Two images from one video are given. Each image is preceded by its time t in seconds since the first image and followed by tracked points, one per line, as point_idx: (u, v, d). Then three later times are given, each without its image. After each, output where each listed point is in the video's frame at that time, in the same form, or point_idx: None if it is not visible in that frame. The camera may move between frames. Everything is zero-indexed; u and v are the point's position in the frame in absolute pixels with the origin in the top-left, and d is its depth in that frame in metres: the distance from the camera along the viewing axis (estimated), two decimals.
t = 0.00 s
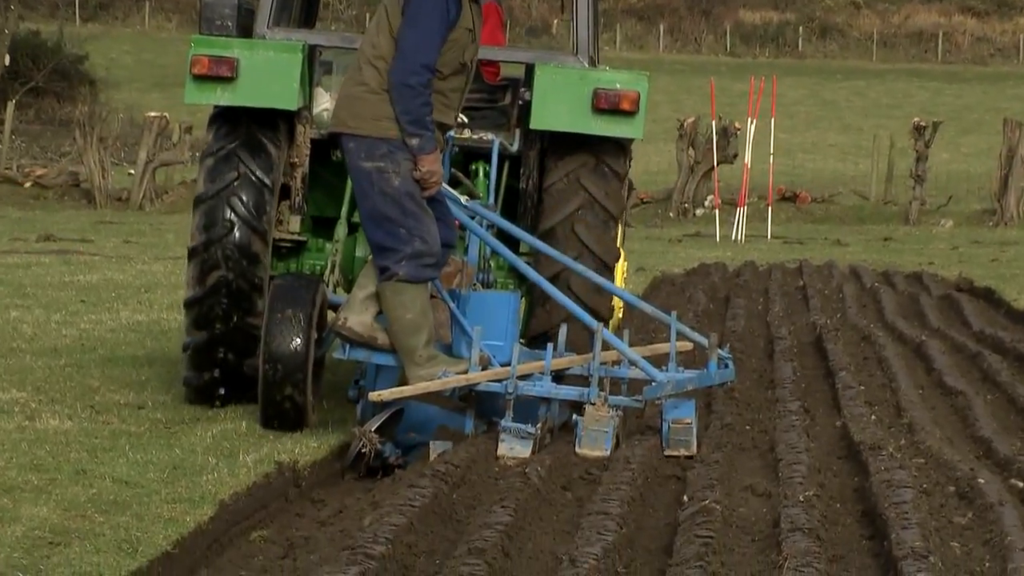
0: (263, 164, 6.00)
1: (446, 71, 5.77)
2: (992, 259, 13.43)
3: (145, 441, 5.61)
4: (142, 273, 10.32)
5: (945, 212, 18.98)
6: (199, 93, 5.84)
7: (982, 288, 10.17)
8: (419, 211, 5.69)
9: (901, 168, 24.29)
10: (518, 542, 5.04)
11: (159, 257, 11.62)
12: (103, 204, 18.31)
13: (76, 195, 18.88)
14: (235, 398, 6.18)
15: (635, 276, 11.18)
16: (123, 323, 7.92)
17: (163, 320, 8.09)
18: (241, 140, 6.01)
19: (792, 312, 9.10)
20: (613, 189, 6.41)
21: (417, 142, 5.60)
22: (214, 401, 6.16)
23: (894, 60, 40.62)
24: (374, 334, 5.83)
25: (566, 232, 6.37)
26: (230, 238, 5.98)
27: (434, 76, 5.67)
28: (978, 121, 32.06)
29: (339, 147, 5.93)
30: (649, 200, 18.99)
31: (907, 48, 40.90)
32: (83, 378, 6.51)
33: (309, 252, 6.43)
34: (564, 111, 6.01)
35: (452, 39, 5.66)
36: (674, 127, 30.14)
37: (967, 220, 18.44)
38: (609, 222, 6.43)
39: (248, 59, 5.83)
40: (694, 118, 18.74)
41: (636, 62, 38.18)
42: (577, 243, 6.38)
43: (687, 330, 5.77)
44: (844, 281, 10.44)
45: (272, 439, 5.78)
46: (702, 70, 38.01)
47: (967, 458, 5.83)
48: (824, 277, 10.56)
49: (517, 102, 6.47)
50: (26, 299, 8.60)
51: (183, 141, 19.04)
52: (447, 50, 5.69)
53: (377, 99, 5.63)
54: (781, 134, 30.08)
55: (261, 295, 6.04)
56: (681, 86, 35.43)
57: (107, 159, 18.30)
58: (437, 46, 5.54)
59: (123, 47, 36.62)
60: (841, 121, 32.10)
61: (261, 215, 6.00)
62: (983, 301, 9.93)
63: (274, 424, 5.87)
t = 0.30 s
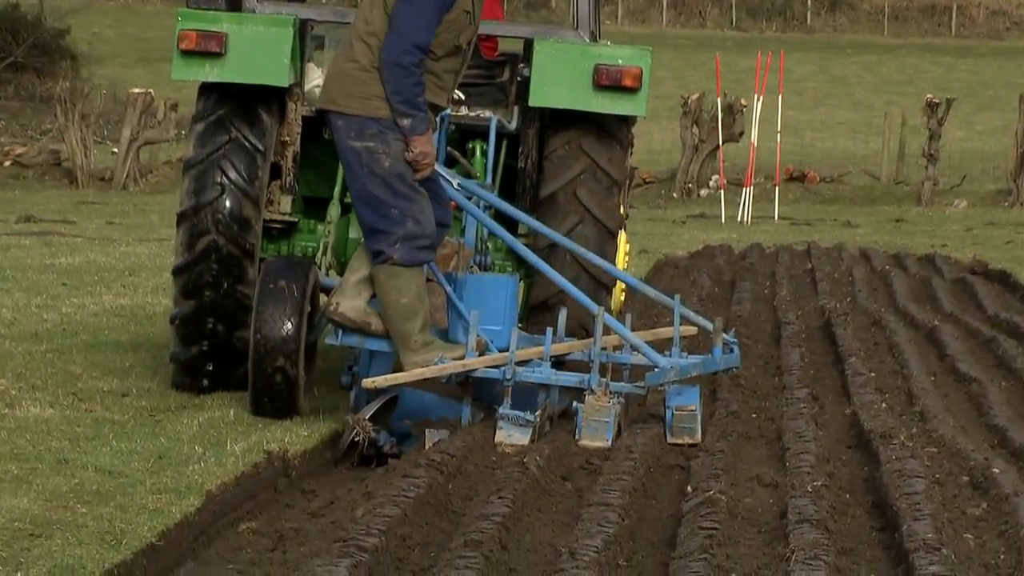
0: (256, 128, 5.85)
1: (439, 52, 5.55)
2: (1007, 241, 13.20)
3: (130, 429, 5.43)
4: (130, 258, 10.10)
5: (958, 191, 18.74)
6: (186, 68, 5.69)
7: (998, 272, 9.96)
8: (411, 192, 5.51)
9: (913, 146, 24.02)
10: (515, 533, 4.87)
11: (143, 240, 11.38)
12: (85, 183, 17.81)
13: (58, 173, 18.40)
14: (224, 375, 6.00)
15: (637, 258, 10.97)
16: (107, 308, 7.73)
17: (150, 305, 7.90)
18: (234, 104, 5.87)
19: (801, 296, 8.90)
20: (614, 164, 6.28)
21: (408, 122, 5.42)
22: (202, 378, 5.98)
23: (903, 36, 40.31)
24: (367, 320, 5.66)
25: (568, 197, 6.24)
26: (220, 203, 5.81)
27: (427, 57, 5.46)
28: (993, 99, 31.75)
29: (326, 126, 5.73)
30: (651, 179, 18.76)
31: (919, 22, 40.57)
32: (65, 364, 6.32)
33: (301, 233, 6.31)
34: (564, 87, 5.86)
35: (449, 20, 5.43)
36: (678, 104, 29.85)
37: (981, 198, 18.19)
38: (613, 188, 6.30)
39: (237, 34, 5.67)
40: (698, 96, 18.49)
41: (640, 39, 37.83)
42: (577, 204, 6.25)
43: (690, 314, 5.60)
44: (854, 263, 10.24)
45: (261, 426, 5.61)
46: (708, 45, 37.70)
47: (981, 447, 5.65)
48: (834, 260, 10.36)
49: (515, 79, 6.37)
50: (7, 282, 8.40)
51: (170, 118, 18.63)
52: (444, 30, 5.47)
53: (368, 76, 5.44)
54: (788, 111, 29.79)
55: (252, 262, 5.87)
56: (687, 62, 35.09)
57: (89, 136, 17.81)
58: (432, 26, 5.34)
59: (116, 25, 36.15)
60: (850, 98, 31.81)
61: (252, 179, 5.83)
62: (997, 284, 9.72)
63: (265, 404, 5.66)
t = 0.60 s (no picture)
0: (249, 93, 5.67)
1: (438, 37, 5.34)
2: None
3: (113, 418, 5.24)
4: (118, 241, 9.87)
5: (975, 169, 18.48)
6: (174, 44, 5.52)
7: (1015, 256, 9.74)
8: (409, 172, 5.31)
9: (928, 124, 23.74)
10: (513, 526, 4.69)
11: (125, 223, 11.14)
12: (66, 163, 17.42)
13: (36, 153, 17.89)
14: (213, 349, 5.81)
15: (640, 241, 10.74)
16: (89, 293, 7.54)
17: (136, 291, 7.71)
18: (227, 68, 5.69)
19: (810, 280, 8.69)
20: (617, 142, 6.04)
21: (409, 104, 5.21)
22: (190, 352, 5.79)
23: (916, 11, 39.98)
24: (362, 306, 5.46)
25: (570, 160, 5.97)
26: (210, 166, 5.63)
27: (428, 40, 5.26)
28: (1010, 75, 31.43)
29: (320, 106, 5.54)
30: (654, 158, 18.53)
31: None
32: (45, 352, 6.13)
33: (293, 215, 6.07)
34: (564, 62, 5.67)
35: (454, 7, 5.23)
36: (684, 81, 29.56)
37: (998, 176, 17.93)
38: (618, 154, 6.05)
39: (225, 8, 5.49)
40: (703, 73, 18.22)
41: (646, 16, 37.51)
42: (580, 167, 5.97)
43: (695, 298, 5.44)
44: (865, 247, 10.02)
45: (250, 414, 5.42)
46: (716, 20, 37.38)
47: (998, 437, 5.46)
48: (845, 243, 10.14)
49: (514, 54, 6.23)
50: None
51: (151, 95, 18.19)
52: (446, 16, 5.26)
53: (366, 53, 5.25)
54: (798, 88, 29.50)
55: (243, 228, 5.68)
56: (694, 34, 34.78)
57: (71, 114, 17.42)
58: (436, 8, 5.14)
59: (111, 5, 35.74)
60: (863, 74, 31.50)
61: (244, 141, 5.64)
62: (1014, 268, 9.51)
63: (255, 377, 5.43)
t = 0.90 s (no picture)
0: (242, 58, 5.55)
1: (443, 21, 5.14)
2: None
3: (96, 408, 5.07)
4: (109, 224, 9.70)
5: (989, 149, 18.24)
6: (161, 18, 5.38)
7: None
8: (404, 153, 5.13)
9: (941, 101, 23.50)
10: (511, 520, 4.52)
11: (110, 205, 10.95)
12: (47, 142, 17.20)
13: (17, 132, 17.64)
14: (201, 321, 5.63)
15: (643, 224, 10.55)
16: (73, 278, 7.36)
17: (120, 275, 7.53)
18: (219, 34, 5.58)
19: (819, 264, 8.51)
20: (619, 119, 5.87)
21: (408, 85, 5.06)
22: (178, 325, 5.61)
23: None
24: (356, 291, 5.29)
25: (572, 124, 5.83)
26: (201, 127, 5.48)
27: (433, 24, 5.09)
28: None
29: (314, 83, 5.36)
30: (657, 138, 18.34)
31: None
32: (25, 339, 5.96)
33: (284, 196, 5.95)
34: (564, 37, 5.53)
35: None
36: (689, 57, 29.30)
37: (1012, 156, 17.71)
38: (621, 119, 5.89)
39: None
40: (709, 49, 17.97)
41: None
42: (582, 129, 5.83)
43: (699, 283, 5.30)
44: (876, 230, 9.83)
45: (239, 403, 5.25)
46: None
47: (1015, 427, 5.28)
48: (855, 226, 9.96)
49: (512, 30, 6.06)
50: None
51: (137, 73, 17.92)
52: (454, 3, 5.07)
53: (367, 28, 5.08)
54: (807, 65, 29.24)
55: (234, 194, 5.52)
56: (699, 11, 34.50)
57: (50, 92, 17.09)
58: None
59: None
60: (875, 49, 31.22)
61: (235, 102, 5.50)
62: None
63: (245, 348, 5.22)
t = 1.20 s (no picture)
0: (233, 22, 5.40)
1: None
2: None
3: (79, 398, 4.89)
4: (102, 208, 9.51)
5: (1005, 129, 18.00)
6: None
7: None
8: (404, 134, 4.97)
9: (956, 80, 23.24)
10: (509, 515, 4.35)
11: (95, 187, 10.74)
12: (26, 121, 16.90)
13: None
14: (190, 293, 5.48)
15: (647, 208, 10.35)
16: (57, 264, 7.18)
17: (104, 261, 7.35)
18: None
19: (830, 249, 8.32)
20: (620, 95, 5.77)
21: (411, 64, 4.90)
22: (166, 296, 5.47)
23: None
24: (351, 277, 5.12)
25: (575, 89, 5.74)
26: (191, 90, 5.34)
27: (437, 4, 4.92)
28: None
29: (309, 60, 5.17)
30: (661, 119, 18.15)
31: None
32: (5, 327, 5.78)
33: (275, 178, 5.79)
34: (568, 16, 5.37)
35: None
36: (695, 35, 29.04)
37: None
38: (626, 86, 5.80)
39: None
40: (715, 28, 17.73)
41: None
42: (585, 93, 5.74)
43: (705, 269, 5.16)
44: (888, 214, 9.63)
45: (228, 392, 5.07)
46: None
47: None
48: (867, 210, 9.77)
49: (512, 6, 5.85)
50: None
51: (123, 50, 17.63)
52: None
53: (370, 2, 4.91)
54: (817, 43, 28.98)
55: (225, 158, 5.37)
56: None
57: (32, 71, 16.79)
58: None
59: None
60: (888, 26, 30.92)
61: (226, 66, 5.36)
62: None
63: (235, 321, 5.01)
